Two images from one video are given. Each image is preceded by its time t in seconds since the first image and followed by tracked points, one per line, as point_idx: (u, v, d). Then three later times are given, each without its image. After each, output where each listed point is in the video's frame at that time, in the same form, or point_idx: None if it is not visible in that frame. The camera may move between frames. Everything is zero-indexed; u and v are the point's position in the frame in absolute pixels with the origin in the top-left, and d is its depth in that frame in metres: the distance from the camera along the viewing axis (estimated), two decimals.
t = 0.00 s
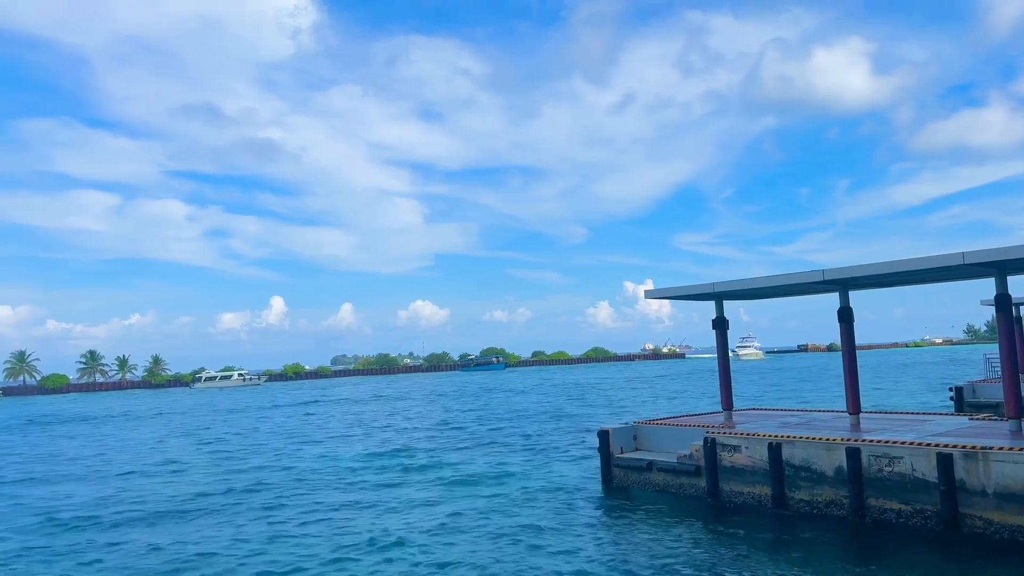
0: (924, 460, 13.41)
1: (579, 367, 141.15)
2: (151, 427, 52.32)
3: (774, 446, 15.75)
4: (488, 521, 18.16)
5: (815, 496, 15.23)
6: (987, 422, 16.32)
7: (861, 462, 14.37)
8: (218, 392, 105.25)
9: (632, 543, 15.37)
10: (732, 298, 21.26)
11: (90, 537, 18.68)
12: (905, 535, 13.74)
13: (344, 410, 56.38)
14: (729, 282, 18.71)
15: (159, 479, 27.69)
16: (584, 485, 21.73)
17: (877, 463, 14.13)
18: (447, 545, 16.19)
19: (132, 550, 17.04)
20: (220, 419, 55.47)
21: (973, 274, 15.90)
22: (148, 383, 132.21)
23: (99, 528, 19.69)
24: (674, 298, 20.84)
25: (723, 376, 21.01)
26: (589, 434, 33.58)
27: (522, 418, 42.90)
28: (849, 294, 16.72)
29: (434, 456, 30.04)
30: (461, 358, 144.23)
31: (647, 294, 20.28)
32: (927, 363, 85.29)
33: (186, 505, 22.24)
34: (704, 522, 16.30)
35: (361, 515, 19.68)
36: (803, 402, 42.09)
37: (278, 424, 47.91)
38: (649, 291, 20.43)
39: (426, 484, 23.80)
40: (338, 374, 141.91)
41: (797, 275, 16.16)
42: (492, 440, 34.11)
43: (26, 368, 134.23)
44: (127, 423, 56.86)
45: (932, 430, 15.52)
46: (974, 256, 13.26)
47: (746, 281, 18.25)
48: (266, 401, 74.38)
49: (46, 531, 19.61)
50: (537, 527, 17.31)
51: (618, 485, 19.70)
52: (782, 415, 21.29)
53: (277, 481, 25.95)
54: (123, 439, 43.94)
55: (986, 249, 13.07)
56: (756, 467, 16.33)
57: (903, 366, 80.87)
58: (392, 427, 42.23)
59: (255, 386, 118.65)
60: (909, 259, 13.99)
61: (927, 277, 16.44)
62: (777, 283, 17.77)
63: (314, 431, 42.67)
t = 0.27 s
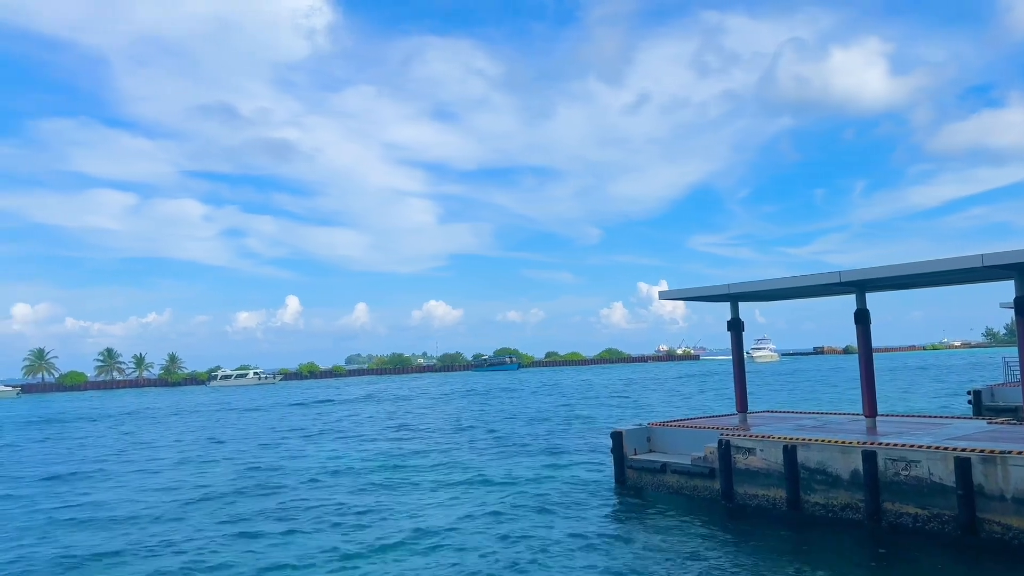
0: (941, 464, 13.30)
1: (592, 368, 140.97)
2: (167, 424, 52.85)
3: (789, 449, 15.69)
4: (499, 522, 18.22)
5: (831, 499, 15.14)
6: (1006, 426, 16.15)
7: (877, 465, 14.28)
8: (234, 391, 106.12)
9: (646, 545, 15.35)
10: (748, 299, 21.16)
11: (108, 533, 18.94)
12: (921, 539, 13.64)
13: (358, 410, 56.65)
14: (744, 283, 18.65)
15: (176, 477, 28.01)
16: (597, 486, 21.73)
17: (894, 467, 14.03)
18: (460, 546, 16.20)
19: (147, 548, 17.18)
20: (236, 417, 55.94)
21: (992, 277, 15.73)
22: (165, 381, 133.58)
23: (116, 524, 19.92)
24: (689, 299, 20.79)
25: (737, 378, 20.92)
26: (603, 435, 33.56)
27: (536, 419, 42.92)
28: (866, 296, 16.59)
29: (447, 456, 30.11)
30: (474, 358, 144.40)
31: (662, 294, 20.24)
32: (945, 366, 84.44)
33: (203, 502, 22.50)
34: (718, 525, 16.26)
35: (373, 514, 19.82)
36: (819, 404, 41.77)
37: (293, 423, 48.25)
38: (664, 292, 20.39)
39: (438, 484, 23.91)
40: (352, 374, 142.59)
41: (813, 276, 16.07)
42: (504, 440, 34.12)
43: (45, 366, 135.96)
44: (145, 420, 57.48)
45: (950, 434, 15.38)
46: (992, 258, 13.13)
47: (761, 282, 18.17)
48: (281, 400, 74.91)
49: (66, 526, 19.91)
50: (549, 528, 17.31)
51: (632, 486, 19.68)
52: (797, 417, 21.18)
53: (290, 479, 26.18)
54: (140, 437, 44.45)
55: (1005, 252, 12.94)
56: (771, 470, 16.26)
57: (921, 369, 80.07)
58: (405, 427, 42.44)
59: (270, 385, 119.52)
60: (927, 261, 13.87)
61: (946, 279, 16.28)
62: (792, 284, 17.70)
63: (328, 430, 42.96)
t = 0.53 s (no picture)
0: (961, 468, 13.16)
1: (608, 369, 140.76)
2: (186, 422, 53.45)
3: (806, 451, 15.58)
4: (514, 521, 18.33)
5: (849, 503, 15.04)
6: None
7: (895, 468, 14.15)
8: (251, 389, 107.09)
9: (661, 547, 15.30)
10: (765, 300, 21.04)
11: (129, 528, 19.23)
12: (940, 544, 13.50)
13: (373, 409, 56.92)
14: (762, 285, 18.53)
15: (194, 474, 28.33)
16: (612, 487, 21.72)
17: (913, 470, 13.89)
18: (474, 546, 16.20)
19: (165, 544, 17.33)
20: (253, 416, 56.43)
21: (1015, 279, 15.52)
22: (183, 378, 135.04)
23: (136, 521, 20.13)
24: (706, 300, 20.72)
25: (754, 380, 20.82)
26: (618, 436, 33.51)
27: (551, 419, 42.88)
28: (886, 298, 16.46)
29: (462, 456, 30.14)
30: (490, 358, 144.60)
31: (678, 296, 20.18)
32: (966, 369, 83.46)
33: (221, 500, 22.76)
34: (734, 527, 16.21)
35: (388, 513, 20.00)
36: (836, 407, 41.43)
37: (310, 422, 48.61)
38: (680, 293, 20.33)
39: (454, 484, 24.00)
40: (368, 373, 143.40)
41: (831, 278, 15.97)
42: (519, 440, 34.11)
43: (66, 363, 137.82)
44: (164, 418, 58.16)
45: (970, 438, 15.21)
46: (1014, 260, 13.00)
47: (779, 284, 18.07)
48: (298, 399, 75.49)
49: (88, 522, 20.23)
50: (564, 530, 17.27)
51: (648, 488, 19.65)
52: (815, 420, 21.04)
53: (307, 477, 26.42)
54: (159, 434, 44.97)
55: None
56: (789, 473, 16.17)
57: (941, 372, 79.12)
58: (420, 426, 42.64)
59: (287, 383, 120.45)
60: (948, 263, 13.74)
61: (967, 281, 16.11)
62: (811, 286, 17.56)
63: (344, 428, 43.21)
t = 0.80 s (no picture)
0: (985, 472, 12.99)
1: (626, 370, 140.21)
2: (207, 420, 54.03)
3: (827, 454, 15.46)
4: (530, 522, 18.41)
5: (870, 506, 14.90)
6: None
7: (918, 472, 13.99)
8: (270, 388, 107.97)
9: (679, 549, 15.25)
10: (786, 302, 20.90)
11: (151, 524, 19.51)
12: (964, 549, 13.33)
13: (392, 408, 57.21)
14: (783, 286, 18.39)
15: (215, 471, 28.69)
16: (630, 489, 21.68)
17: (935, 474, 13.73)
18: (490, 548, 16.21)
19: (185, 541, 17.53)
20: (273, 414, 56.92)
21: None
22: (204, 377, 136.44)
23: (159, 517, 20.39)
24: (725, 301, 20.63)
25: (775, 381, 20.69)
26: (636, 437, 33.41)
27: (569, 420, 42.83)
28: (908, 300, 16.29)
29: (478, 456, 30.22)
30: (508, 358, 144.64)
31: (698, 297, 20.11)
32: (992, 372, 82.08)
33: (241, 496, 23.06)
34: (753, 530, 16.14)
35: (405, 511, 20.16)
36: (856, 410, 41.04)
37: (329, 421, 48.93)
38: (700, 294, 20.26)
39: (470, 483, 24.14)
40: (387, 372, 144.06)
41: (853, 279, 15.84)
42: (534, 441, 34.13)
43: (90, 361, 139.94)
44: (186, 415, 58.86)
45: (995, 442, 15.00)
46: None
47: (800, 285, 17.96)
48: (317, 398, 76.01)
49: (111, 517, 20.56)
50: (580, 531, 17.24)
51: (666, 489, 19.61)
52: (835, 423, 20.87)
53: (326, 476, 26.66)
54: (181, 432, 45.51)
55: None
56: (809, 476, 16.06)
57: (966, 376, 77.86)
58: (438, 426, 42.80)
59: (306, 382, 121.31)
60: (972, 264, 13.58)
61: (993, 282, 15.89)
62: (833, 287, 17.42)
63: (363, 427, 43.49)
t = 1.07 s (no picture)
0: (1014, 477, 12.79)
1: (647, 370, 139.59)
2: (230, 418, 54.63)
3: (851, 457, 15.30)
4: (551, 523, 18.41)
5: (895, 510, 14.74)
6: None
7: (945, 476, 13.81)
8: (292, 386, 108.94)
9: (700, 552, 15.17)
10: (810, 302, 20.71)
11: (176, 521, 19.77)
12: (992, 554, 13.14)
13: (412, 408, 57.45)
14: (807, 287, 18.20)
15: (239, 469, 29.03)
16: (651, 491, 21.58)
17: (962, 478, 13.55)
18: (509, 548, 16.22)
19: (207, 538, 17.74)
20: (295, 413, 57.40)
21: None
22: (227, 375, 137.92)
23: (184, 513, 20.71)
24: (748, 302, 20.49)
25: (798, 383, 20.52)
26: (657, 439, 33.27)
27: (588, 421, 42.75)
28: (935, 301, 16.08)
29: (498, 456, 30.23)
30: (528, 358, 144.67)
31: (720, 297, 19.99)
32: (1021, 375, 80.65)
33: (264, 494, 23.31)
34: (776, 533, 16.02)
35: (426, 511, 20.25)
36: (883, 412, 40.49)
37: (350, 420, 49.28)
38: (722, 295, 20.14)
39: (491, 483, 24.21)
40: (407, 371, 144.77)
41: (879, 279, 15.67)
42: (556, 441, 34.14)
43: (116, 359, 142.18)
44: (209, 413, 59.55)
45: None
46: None
47: (824, 285, 17.79)
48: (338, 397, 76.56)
49: (138, 513, 20.86)
50: (600, 533, 17.21)
51: (688, 491, 19.51)
52: (860, 425, 20.62)
53: (347, 474, 26.87)
54: (204, 430, 46.06)
55: None
56: (833, 478, 15.90)
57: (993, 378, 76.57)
58: (458, 426, 42.92)
59: (327, 381, 122.23)
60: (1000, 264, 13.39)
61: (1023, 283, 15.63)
62: (857, 288, 17.23)
63: (383, 427, 43.74)
